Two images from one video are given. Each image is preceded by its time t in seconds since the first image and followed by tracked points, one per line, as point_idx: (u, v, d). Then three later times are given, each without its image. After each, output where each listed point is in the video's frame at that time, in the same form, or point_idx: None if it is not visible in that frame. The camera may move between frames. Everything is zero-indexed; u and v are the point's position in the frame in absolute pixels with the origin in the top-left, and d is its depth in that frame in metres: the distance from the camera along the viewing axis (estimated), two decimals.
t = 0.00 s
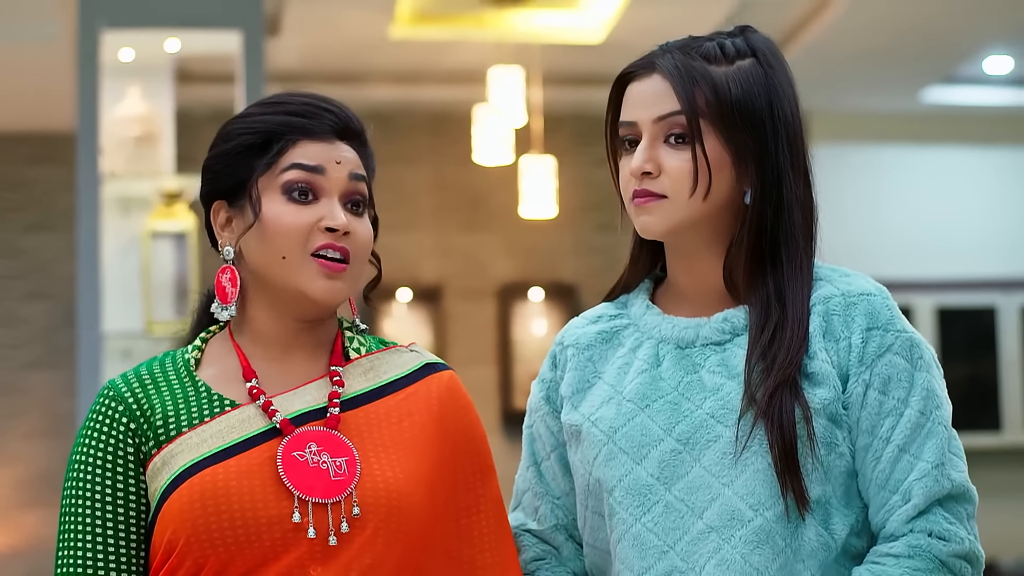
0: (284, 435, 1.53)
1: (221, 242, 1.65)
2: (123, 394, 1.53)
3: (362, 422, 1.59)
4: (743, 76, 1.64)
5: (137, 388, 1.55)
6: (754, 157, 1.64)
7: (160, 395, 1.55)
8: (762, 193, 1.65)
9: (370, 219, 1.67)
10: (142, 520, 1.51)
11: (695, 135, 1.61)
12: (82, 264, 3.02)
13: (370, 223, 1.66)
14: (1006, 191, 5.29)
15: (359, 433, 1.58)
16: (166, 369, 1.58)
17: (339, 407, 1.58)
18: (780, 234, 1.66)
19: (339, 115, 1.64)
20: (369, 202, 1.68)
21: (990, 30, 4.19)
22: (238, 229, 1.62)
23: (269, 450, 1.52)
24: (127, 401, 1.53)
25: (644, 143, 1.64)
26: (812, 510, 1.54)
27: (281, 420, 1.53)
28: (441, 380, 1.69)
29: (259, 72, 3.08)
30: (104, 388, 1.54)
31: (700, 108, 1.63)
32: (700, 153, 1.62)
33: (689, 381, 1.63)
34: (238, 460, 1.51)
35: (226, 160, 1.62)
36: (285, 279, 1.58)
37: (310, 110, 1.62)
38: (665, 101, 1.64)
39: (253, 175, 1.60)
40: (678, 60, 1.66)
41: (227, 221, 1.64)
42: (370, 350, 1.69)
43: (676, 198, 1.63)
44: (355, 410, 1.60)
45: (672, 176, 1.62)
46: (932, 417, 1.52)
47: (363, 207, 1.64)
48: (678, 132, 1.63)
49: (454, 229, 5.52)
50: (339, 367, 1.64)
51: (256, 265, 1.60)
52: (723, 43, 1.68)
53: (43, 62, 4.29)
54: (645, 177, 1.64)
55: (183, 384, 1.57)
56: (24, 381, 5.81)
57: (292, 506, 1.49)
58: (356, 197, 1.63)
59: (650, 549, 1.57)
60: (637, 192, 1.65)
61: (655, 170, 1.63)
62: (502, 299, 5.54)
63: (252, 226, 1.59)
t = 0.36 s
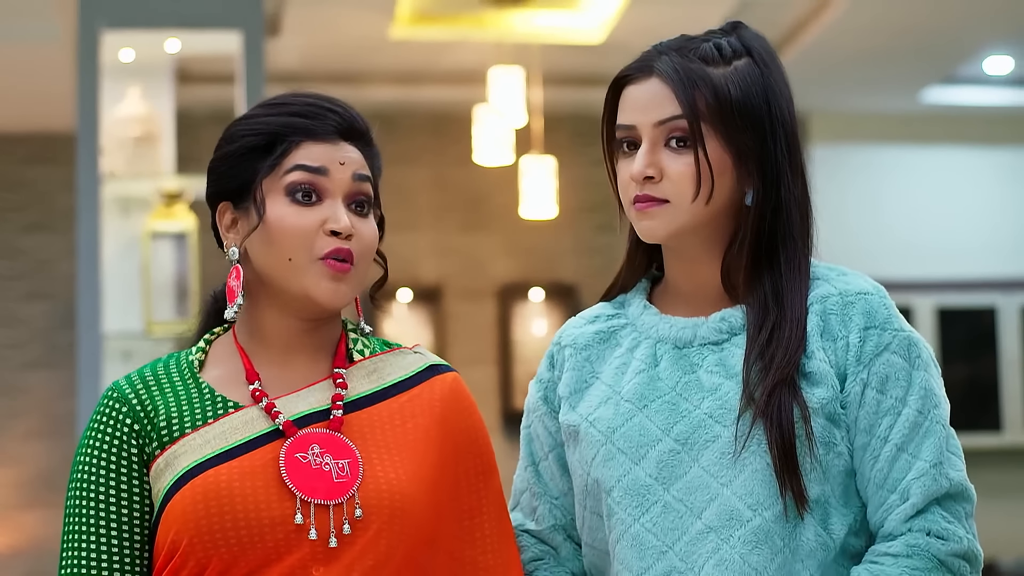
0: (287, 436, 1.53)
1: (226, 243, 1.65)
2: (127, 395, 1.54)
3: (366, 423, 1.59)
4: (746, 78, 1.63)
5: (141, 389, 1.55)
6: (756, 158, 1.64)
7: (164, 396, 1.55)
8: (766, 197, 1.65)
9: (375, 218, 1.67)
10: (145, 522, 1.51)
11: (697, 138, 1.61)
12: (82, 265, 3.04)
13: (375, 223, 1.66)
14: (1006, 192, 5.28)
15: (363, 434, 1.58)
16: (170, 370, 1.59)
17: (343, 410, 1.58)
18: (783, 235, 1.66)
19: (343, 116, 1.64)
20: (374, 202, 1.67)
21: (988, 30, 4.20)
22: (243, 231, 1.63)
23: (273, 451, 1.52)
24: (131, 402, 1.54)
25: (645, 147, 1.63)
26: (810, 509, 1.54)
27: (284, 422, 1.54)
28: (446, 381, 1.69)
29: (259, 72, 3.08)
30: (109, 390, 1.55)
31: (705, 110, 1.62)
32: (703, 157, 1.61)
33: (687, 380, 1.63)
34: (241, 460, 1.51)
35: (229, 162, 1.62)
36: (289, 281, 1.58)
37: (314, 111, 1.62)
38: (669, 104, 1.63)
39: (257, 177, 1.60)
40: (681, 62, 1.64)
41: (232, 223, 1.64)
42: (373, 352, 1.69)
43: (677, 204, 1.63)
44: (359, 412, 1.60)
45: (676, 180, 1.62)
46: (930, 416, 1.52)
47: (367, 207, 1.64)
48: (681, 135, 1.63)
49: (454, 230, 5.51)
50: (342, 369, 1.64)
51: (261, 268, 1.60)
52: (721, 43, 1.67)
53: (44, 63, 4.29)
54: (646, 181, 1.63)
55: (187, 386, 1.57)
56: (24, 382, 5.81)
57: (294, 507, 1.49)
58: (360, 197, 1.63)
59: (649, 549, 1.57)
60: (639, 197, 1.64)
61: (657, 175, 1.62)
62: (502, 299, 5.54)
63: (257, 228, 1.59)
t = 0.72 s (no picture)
0: (290, 438, 1.53)
1: (229, 252, 1.65)
2: (133, 394, 1.54)
3: (369, 424, 1.59)
4: (749, 82, 1.60)
5: (146, 388, 1.55)
6: (767, 163, 1.62)
7: (169, 395, 1.55)
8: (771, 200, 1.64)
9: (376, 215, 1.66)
10: (150, 520, 1.51)
11: (714, 153, 1.59)
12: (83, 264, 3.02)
13: (377, 221, 1.65)
14: (1004, 192, 5.29)
15: (366, 435, 1.58)
16: (176, 370, 1.59)
17: (347, 412, 1.58)
18: (787, 237, 1.65)
19: (336, 116, 1.61)
20: (376, 200, 1.66)
21: (988, 30, 4.19)
22: (244, 241, 1.62)
23: (276, 451, 1.53)
24: (136, 401, 1.54)
25: (659, 166, 1.60)
26: (813, 509, 1.54)
27: (287, 423, 1.54)
28: (451, 379, 1.68)
29: (259, 72, 3.07)
30: (115, 389, 1.55)
31: (717, 124, 1.59)
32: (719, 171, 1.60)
33: (689, 380, 1.63)
34: (244, 460, 1.51)
35: (226, 172, 1.61)
36: (293, 291, 1.59)
37: (306, 115, 1.60)
38: (678, 120, 1.60)
39: (252, 188, 1.59)
40: (682, 73, 1.60)
41: (234, 232, 1.64)
42: (379, 352, 1.68)
43: (696, 218, 1.61)
44: (363, 413, 1.60)
45: (691, 194, 1.60)
46: (932, 415, 1.52)
47: (367, 207, 1.63)
48: (693, 149, 1.60)
49: (454, 230, 5.50)
50: (346, 370, 1.63)
51: (265, 279, 1.61)
52: (717, 46, 1.62)
53: (42, 61, 4.28)
54: (664, 200, 1.61)
55: (192, 386, 1.57)
56: (24, 382, 5.80)
57: (296, 507, 1.49)
58: (359, 199, 1.61)
59: (652, 549, 1.57)
60: (656, 215, 1.62)
61: (675, 193, 1.60)
62: (502, 299, 5.54)
63: (255, 239, 1.59)
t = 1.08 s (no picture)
0: (291, 446, 1.53)
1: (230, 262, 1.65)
2: (136, 403, 1.55)
3: (372, 430, 1.59)
4: (757, 100, 1.59)
5: (150, 397, 1.57)
6: (779, 181, 1.62)
7: (172, 404, 1.56)
8: (779, 216, 1.62)
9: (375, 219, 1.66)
10: (155, 528, 1.52)
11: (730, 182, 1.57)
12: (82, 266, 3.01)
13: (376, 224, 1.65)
14: (1004, 195, 5.28)
15: (368, 442, 1.57)
16: (180, 379, 1.60)
17: (348, 418, 1.57)
18: (797, 250, 1.65)
19: (333, 122, 1.61)
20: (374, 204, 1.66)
21: (990, 32, 4.18)
22: (245, 249, 1.62)
23: (278, 458, 1.53)
24: (139, 410, 1.55)
25: (674, 196, 1.58)
26: (821, 514, 1.54)
27: (289, 431, 1.53)
28: (456, 382, 1.68)
29: (260, 77, 3.06)
30: (120, 399, 1.57)
31: (729, 150, 1.58)
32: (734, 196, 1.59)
33: (696, 387, 1.63)
34: (246, 467, 1.52)
35: (227, 183, 1.61)
36: (292, 298, 1.58)
37: (302, 121, 1.60)
38: (691, 149, 1.57)
39: (251, 196, 1.59)
40: (693, 101, 1.57)
41: (233, 241, 1.63)
42: (382, 355, 1.68)
43: (711, 241, 1.61)
44: (365, 418, 1.60)
45: (704, 221, 1.59)
46: (937, 420, 1.52)
47: (366, 211, 1.63)
48: (707, 176, 1.58)
49: (455, 234, 5.51)
50: (349, 376, 1.63)
51: (269, 289, 1.60)
52: (722, 66, 1.60)
53: (42, 65, 4.27)
54: (681, 228, 1.60)
55: (195, 394, 1.58)
56: (24, 386, 5.80)
57: (297, 516, 1.49)
58: (358, 203, 1.61)
59: (662, 556, 1.56)
60: (671, 240, 1.62)
61: (692, 222, 1.59)
62: (502, 302, 5.54)
63: (256, 247, 1.59)
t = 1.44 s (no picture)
0: (295, 453, 1.53)
1: (230, 260, 1.65)
2: (139, 411, 1.55)
3: (375, 436, 1.59)
4: (772, 108, 1.59)
5: (153, 405, 1.57)
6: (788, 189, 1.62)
7: (175, 412, 1.56)
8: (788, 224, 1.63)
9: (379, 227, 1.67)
10: (159, 536, 1.52)
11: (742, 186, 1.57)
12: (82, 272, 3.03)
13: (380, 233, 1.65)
14: (1003, 200, 5.29)
15: (371, 448, 1.57)
16: (182, 387, 1.60)
17: (351, 424, 1.57)
18: (803, 259, 1.65)
19: (344, 128, 1.62)
20: (378, 213, 1.67)
21: (988, 36, 4.18)
22: (247, 249, 1.62)
23: (281, 466, 1.52)
24: (142, 418, 1.55)
25: (684, 197, 1.58)
26: (823, 519, 1.54)
27: (292, 438, 1.53)
28: (458, 387, 1.67)
29: (261, 83, 3.07)
30: (122, 407, 1.57)
31: (743, 155, 1.58)
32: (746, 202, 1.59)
33: (699, 392, 1.63)
34: (249, 475, 1.51)
35: (234, 182, 1.61)
36: (292, 301, 1.58)
37: (314, 126, 1.60)
38: (704, 151, 1.57)
39: (258, 196, 1.59)
40: (708, 104, 1.57)
41: (236, 239, 1.64)
42: (385, 360, 1.68)
43: (718, 245, 1.61)
44: (367, 424, 1.59)
45: (712, 223, 1.59)
46: (939, 428, 1.52)
47: (371, 220, 1.63)
48: (719, 180, 1.58)
49: (454, 239, 5.54)
50: (352, 382, 1.63)
51: (268, 290, 1.60)
52: (738, 71, 1.60)
53: (43, 70, 4.28)
54: (690, 230, 1.60)
55: (198, 402, 1.58)
56: (23, 391, 5.79)
57: (301, 523, 1.49)
58: (363, 212, 1.62)
59: (664, 560, 1.56)
60: (678, 242, 1.62)
61: (701, 224, 1.59)
62: (502, 307, 5.54)
63: (258, 247, 1.59)
